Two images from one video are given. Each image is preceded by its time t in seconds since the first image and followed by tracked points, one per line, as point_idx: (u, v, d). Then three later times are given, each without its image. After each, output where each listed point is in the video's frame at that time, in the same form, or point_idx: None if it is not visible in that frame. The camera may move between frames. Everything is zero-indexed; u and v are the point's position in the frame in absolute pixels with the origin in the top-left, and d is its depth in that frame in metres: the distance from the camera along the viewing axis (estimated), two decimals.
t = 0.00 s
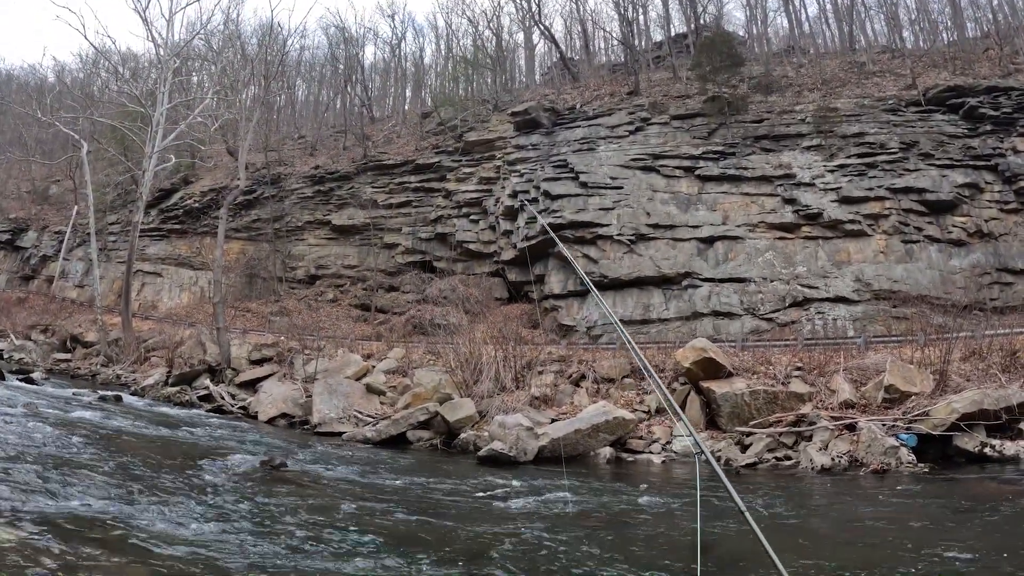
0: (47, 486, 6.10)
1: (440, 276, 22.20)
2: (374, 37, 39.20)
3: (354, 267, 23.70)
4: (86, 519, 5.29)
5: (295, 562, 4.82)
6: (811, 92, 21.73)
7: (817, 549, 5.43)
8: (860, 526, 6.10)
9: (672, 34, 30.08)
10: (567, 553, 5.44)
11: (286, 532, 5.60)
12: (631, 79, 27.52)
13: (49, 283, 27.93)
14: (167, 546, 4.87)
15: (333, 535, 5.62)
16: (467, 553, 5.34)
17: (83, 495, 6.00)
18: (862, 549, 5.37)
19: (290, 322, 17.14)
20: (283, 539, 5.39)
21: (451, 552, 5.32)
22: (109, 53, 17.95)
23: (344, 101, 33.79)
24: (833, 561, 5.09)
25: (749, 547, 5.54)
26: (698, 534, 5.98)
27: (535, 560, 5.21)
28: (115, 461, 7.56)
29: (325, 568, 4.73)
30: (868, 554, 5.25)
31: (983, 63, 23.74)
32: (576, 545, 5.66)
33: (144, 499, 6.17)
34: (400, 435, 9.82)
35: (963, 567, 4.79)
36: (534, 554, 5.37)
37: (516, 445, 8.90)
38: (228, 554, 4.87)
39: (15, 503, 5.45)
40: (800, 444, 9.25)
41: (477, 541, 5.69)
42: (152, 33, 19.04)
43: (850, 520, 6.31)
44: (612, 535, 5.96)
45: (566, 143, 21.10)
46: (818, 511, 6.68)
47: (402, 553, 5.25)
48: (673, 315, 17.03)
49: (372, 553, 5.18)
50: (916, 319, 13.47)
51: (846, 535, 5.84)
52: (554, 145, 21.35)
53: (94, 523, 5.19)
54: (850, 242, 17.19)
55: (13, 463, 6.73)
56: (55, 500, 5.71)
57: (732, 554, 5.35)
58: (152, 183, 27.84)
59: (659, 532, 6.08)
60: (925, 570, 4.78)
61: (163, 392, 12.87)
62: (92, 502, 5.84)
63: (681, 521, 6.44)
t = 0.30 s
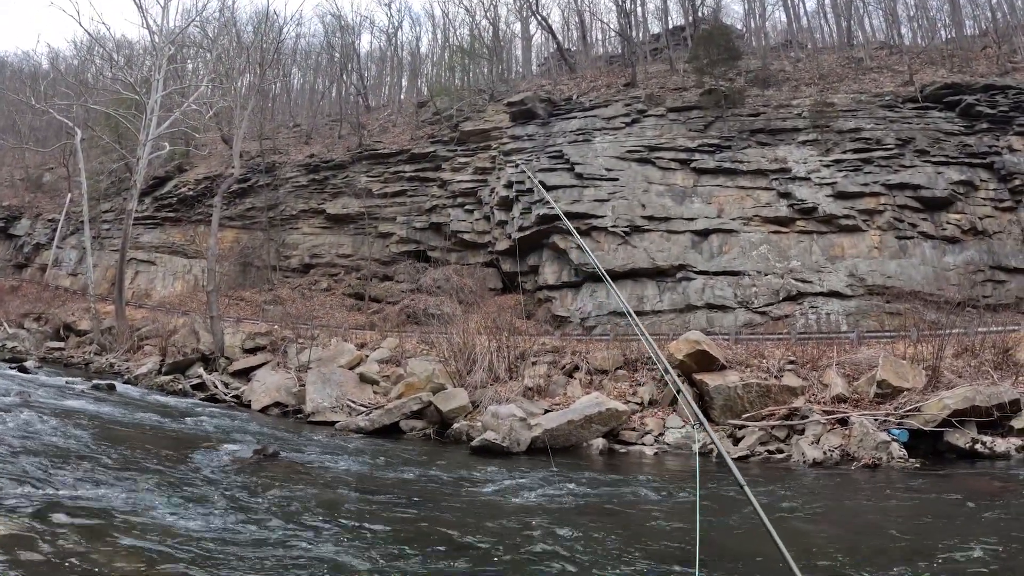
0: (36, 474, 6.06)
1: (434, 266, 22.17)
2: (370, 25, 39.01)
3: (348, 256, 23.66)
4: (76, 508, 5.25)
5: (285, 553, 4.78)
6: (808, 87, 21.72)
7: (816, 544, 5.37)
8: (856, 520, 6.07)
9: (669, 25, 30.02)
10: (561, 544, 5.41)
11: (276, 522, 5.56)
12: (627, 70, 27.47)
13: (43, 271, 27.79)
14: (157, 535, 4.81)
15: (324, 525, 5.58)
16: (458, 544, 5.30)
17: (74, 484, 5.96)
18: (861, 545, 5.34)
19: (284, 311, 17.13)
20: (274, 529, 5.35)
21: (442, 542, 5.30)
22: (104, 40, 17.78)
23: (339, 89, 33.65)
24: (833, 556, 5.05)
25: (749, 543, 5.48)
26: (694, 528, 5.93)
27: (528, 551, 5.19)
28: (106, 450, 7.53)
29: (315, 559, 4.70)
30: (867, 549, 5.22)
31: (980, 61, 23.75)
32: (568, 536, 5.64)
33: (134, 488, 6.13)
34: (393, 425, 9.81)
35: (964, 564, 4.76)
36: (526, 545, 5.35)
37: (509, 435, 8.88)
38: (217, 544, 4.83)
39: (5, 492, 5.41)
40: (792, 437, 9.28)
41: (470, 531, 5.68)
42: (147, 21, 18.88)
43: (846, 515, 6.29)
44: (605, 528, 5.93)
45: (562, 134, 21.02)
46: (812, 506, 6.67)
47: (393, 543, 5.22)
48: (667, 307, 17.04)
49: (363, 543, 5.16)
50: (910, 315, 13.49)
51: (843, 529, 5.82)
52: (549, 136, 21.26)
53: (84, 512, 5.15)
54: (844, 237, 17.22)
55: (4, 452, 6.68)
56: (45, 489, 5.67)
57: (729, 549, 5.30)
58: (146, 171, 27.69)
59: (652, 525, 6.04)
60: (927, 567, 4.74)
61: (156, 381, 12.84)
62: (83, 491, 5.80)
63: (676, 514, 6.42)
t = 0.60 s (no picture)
0: (20, 461, 6.00)
1: (427, 255, 22.15)
2: (366, 13, 38.77)
3: (341, 244, 23.61)
4: (64, 495, 5.21)
5: (273, 541, 4.74)
6: (804, 82, 21.73)
7: (810, 539, 5.32)
8: (849, 515, 6.04)
9: (665, 16, 30.00)
10: (551, 535, 5.38)
11: (263, 510, 5.53)
12: (624, 62, 27.41)
13: (34, 258, 27.63)
14: (141, 523, 4.77)
15: (311, 514, 5.55)
16: (447, 533, 5.27)
17: (61, 472, 5.91)
18: (854, 540, 5.30)
19: (276, 299, 17.08)
20: (260, 517, 5.31)
21: (430, 531, 5.28)
22: (97, 25, 17.57)
23: (334, 77, 33.48)
24: (827, 551, 5.00)
25: (743, 536, 5.43)
26: (687, 521, 5.88)
27: (518, 542, 5.15)
28: (96, 437, 7.49)
29: (302, 548, 4.67)
30: (861, 544, 5.17)
31: (977, 59, 23.79)
32: (557, 526, 5.63)
33: (122, 476, 6.08)
34: (385, 414, 9.79)
35: (959, 560, 4.71)
36: (515, 535, 5.33)
37: (500, 425, 8.86)
38: (203, 532, 4.79)
39: None
40: (782, 430, 9.31)
41: (459, 521, 5.66)
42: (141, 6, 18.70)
43: (838, 509, 6.26)
44: (595, 519, 5.91)
45: (556, 124, 20.84)
46: (803, 499, 6.66)
47: (381, 532, 5.20)
48: (659, 299, 17.06)
49: (351, 532, 5.13)
50: (901, 310, 13.54)
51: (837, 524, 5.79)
52: (544, 126, 21.11)
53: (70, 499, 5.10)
54: (837, 232, 17.25)
55: None
56: (32, 476, 5.62)
57: (723, 542, 5.25)
58: (139, 157, 27.51)
59: (643, 517, 6.00)
60: (921, 563, 4.69)
61: (148, 368, 12.80)
62: (70, 478, 5.76)
63: (668, 506, 6.39)
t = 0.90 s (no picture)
0: (13, 456, 5.96)
1: (423, 251, 22.13)
2: (362, 8, 38.65)
3: (337, 240, 23.56)
4: (57, 491, 5.18)
5: (269, 539, 4.70)
6: (800, 80, 21.74)
7: (815, 540, 5.25)
8: (852, 515, 5.99)
9: (662, 14, 30.06)
10: (550, 534, 5.33)
11: (259, 507, 5.49)
12: (620, 58, 27.38)
13: (29, 253, 27.54)
14: (135, 520, 4.74)
15: (307, 511, 5.52)
16: (444, 532, 5.22)
17: (53, 467, 5.87)
18: (861, 541, 5.21)
19: (271, 294, 17.06)
20: (257, 515, 5.27)
21: (425, 529, 5.26)
22: (92, 20, 17.47)
23: (330, 72, 33.41)
24: (833, 553, 4.92)
25: (746, 536, 5.36)
26: (690, 521, 5.81)
27: (517, 540, 5.10)
28: (88, 433, 7.45)
29: (299, 546, 4.62)
30: (867, 546, 5.09)
31: (973, 59, 23.84)
32: (554, 524, 5.60)
33: (115, 471, 6.05)
34: (380, 410, 9.77)
35: (967, 562, 4.62)
36: (511, 533, 5.30)
37: (495, 422, 8.86)
38: (198, 528, 4.75)
39: None
40: (776, 428, 9.32)
41: (455, 518, 5.62)
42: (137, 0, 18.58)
43: (841, 509, 6.21)
44: (592, 517, 5.88)
45: (553, 121, 20.82)
46: (799, 498, 6.64)
47: (378, 530, 5.14)
48: (655, 297, 17.08)
49: (347, 529, 5.09)
50: (896, 309, 13.56)
51: (841, 524, 5.72)
52: (540, 122, 21.03)
53: (62, 495, 5.06)
54: (832, 230, 17.27)
55: None
56: (24, 472, 5.58)
57: (727, 542, 5.17)
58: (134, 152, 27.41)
59: (643, 516, 5.95)
60: (926, 563, 4.66)
61: (143, 364, 12.76)
62: (62, 474, 5.72)
63: (668, 505, 6.34)
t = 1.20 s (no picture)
0: None
1: (415, 246, 22.09)
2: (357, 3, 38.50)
3: (329, 235, 23.51)
4: (43, 484, 5.15)
5: (257, 534, 4.67)
6: (794, 78, 21.78)
7: (810, 538, 5.22)
8: (846, 513, 5.97)
9: (657, 11, 30.08)
10: (542, 530, 5.31)
11: (250, 502, 5.46)
12: (615, 55, 27.36)
13: (21, 246, 27.40)
14: (124, 514, 4.70)
15: (298, 506, 5.48)
16: (436, 527, 5.19)
17: (40, 461, 5.84)
18: (857, 540, 5.18)
19: (264, 288, 17.01)
20: (245, 509, 5.25)
21: (414, 524, 5.24)
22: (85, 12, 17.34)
23: (324, 66, 33.30)
24: (830, 552, 4.89)
25: (742, 534, 5.33)
26: (684, 518, 5.79)
27: (510, 537, 5.07)
28: (76, 426, 7.42)
29: (291, 542, 4.58)
30: (864, 545, 5.06)
31: (968, 59, 23.91)
32: (544, 520, 5.60)
33: (102, 465, 6.02)
34: (371, 405, 9.76)
35: (964, 562, 4.59)
36: (501, 528, 5.29)
37: (486, 417, 8.86)
38: (188, 523, 4.72)
39: None
40: (767, 425, 9.34)
41: (446, 514, 5.60)
42: None
43: (835, 507, 6.19)
44: (584, 513, 5.86)
45: (546, 117, 20.77)
46: (789, 495, 6.64)
47: (370, 526, 5.11)
48: (647, 293, 17.10)
49: (338, 525, 5.06)
50: (888, 308, 13.59)
51: (836, 522, 5.70)
52: (534, 118, 20.98)
53: (47, 489, 5.03)
54: (825, 228, 17.32)
55: None
56: (10, 465, 5.54)
57: (723, 540, 5.14)
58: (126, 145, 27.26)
59: (636, 512, 5.94)
60: (925, 561, 4.64)
61: (134, 358, 12.72)
62: (48, 467, 5.68)
63: (661, 501, 6.33)
